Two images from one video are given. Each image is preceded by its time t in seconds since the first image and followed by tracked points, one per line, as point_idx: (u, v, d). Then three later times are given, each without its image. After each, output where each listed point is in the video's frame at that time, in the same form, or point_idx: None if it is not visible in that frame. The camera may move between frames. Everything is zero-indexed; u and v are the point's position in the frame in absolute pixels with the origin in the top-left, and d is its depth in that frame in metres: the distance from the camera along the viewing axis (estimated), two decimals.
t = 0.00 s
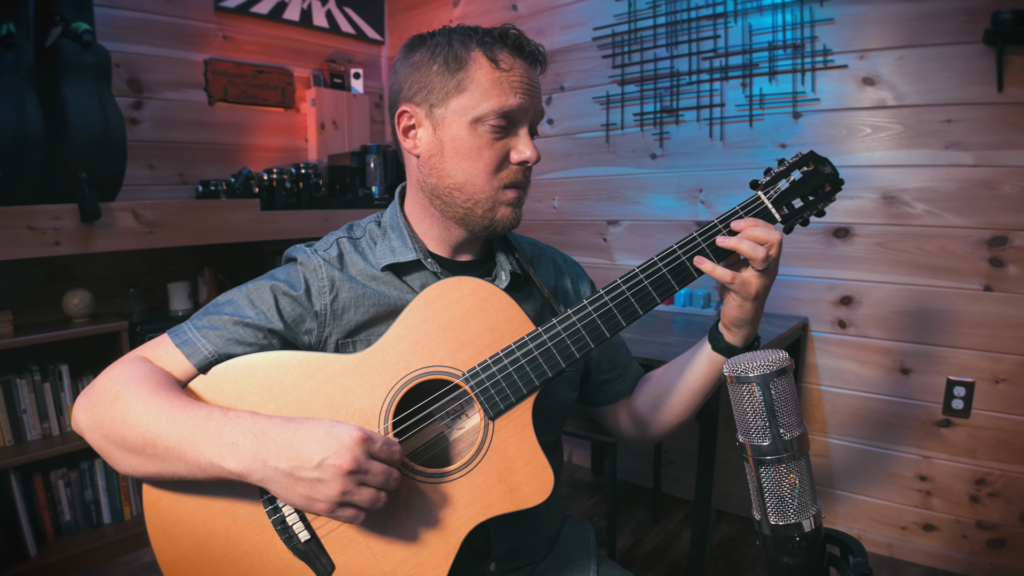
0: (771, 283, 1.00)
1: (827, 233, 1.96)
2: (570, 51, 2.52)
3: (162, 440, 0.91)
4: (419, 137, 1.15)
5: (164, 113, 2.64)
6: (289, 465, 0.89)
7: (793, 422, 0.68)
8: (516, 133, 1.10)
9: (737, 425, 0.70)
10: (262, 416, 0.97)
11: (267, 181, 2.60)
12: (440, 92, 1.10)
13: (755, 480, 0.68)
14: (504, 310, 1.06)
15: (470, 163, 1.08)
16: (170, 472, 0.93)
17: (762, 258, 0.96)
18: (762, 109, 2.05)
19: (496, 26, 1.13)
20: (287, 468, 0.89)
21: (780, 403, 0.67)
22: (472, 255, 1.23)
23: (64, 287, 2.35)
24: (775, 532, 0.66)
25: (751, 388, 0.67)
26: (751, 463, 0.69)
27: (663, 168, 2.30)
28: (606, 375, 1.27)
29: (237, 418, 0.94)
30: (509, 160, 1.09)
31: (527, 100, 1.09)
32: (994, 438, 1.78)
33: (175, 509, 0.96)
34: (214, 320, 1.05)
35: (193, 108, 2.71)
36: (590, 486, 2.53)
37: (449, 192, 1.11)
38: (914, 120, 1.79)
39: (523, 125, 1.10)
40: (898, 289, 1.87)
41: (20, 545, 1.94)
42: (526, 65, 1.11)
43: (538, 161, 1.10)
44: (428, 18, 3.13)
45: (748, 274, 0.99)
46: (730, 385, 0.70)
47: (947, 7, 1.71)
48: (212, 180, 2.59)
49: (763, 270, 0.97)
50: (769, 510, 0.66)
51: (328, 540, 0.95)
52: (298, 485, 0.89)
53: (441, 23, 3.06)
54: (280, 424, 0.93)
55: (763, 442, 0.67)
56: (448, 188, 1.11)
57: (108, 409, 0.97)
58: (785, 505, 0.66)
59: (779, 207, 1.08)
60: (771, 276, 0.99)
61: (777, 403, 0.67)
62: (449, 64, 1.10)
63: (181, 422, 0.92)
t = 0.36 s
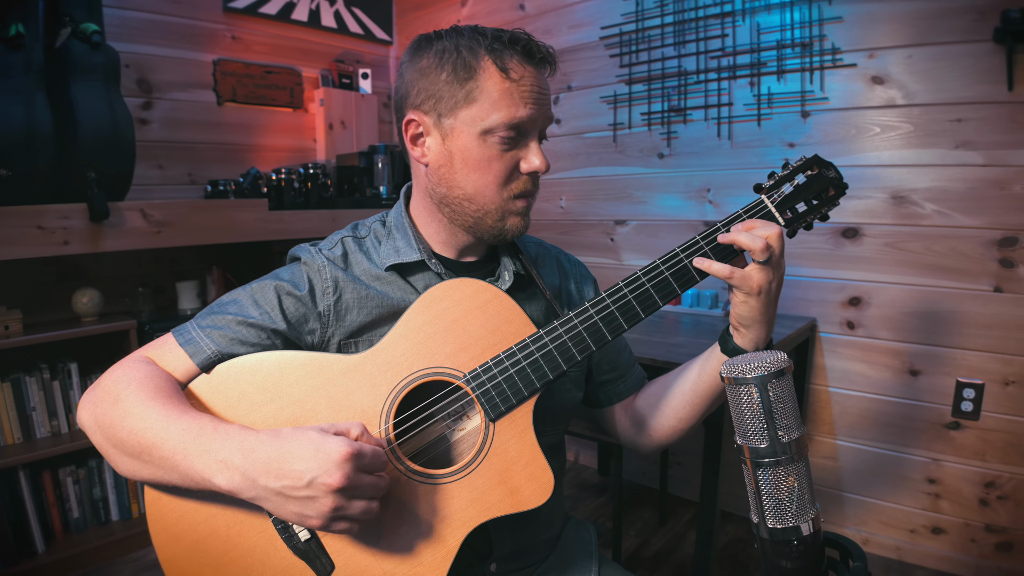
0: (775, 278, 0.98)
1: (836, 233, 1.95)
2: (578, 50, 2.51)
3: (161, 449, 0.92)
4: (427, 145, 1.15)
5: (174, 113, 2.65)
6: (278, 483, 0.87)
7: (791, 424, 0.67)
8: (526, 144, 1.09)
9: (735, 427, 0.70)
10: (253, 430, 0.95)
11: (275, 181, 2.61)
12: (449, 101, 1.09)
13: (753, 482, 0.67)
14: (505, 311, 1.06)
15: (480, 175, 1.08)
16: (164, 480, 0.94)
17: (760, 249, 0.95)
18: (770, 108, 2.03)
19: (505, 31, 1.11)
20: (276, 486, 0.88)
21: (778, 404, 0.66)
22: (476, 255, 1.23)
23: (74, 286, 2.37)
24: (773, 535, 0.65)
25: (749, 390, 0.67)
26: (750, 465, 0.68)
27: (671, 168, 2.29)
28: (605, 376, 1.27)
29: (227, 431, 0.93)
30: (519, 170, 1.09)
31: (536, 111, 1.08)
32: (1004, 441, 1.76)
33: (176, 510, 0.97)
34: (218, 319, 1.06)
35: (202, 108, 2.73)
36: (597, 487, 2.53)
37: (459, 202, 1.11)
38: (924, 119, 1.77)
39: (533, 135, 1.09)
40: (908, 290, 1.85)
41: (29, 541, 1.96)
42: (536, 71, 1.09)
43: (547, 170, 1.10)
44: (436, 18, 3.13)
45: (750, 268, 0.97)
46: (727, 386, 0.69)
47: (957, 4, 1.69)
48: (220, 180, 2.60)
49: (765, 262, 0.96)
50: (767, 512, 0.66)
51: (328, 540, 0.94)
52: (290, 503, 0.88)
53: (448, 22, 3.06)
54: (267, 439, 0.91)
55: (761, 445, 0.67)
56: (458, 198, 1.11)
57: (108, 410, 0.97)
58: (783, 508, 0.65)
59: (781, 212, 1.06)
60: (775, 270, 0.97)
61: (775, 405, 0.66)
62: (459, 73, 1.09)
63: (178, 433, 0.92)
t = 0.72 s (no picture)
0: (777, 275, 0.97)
1: (843, 233, 1.93)
2: (585, 50, 2.51)
3: (161, 447, 0.92)
4: (430, 153, 1.14)
5: (182, 113, 2.67)
6: (277, 477, 0.87)
7: (788, 426, 0.66)
8: (530, 146, 1.09)
9: (732, 429, 0.69)
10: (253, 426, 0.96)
11: (283, 181, 2.61)
12: (451, 109, 1.09)
13: (750, 484, 0.66)
14: (504, 311, 1.05)
15: (486, 181, 1.08)
16: (166, 476, 0.94)
17: (761, 246, 0.94)
18: (777, 107, 2.02)
19: (501, 32, 1.10)
20: (275, 481, 0.88)
21: (775, 406, 0.66)
22: (477, 255, 1.22)
23: (83, 285, 2.39)
24: (770, 538, 0.64)
25: (746, 391, 0.66)
26: (746, 467, 0.67)
27: (678, 167, 2.28)
28: (607, 375, 1.26)
29: (227, 427, 0.93)
30: (525, 172, 1.09)
31: (539, 113, 1.08)
32: (1013, 443, 1.74)
33: (177, 507, 0.97)
34: (218, 319, 1.07)
35: (210, 108, 2.75)
36: (603, 488, 2.52)
37: (466, 208, 1.11)
38: (933, 118, 1.75)
39: (535, 135, 1.10)
40: (917, 291, 1.83)
41: (37, 537, 1.98)
42: (535, 72, 1.09)
43: (552, 170, 1.10)
44: (443, 18, 3.14)
45: (750, 266, 0.96)
46: (724, 387, 0.68)
47: (966, 3, 1.67)
48: (228, 180, 2.61)
49: (766, 260, 0.95)
50: (764, 515, 0.65)
51: (327, 538, 0.94)
52: (289, 497, 0.88)
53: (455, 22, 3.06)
54: (266, 434, 0.91)
55: (758, 447, 0.66)
56: (465, 204, 1.10)
57: (111, 408, 0.98)
58: (780, 511, 0.65)
59: (784, 210, 1.05)
60: (776, 266, 0.97)
61: (772, 407, 0.65)
62: (459, 79, 1.08)
63: (177, 430, 0.92)
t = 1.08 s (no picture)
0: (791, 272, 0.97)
1: (852, 233, 1.91)
2: (593, 49, 2.50)
3: (164, 444, 0.92)
4: (424, 149, 1.15)
5: (191, 114, 2.68)
6: (277, 470, 0.88)
7: (786, 428, 0.65)
8: (522, 143, 1.08)
9: (730, 431, 0.68)
10: (255, 421, 0.96)
11: (291, 181, 2.62)
12: (442, 105, 1.09)
13: (747, 487, 0.65)
14: (505, 310, 1.05)
15: (477, 177, 1.07)
16: (167, 472, 0.95)
17: (773, 250, 0.93)
18: (786, 106, 2.00)
19: (495, 28, 1.09)
20: (273, 473, 0.88)
21: (773, 408, 0.64)
22: (478, 255, 1.22)
23: (93, 284, 2.41)
24: (767, 541, 0.64)
25: (743, 392, 0.65)
26: (744, 470, 0.66)
27: (686, 167, 2.27)
28: (619, 371, 1.24)
29: (227, 422, 0.93)
30: (517, 169, 1.08)
31: (531, 109, 1.06)
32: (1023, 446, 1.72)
33: (179, 503, 0.98)
34: (221, 317, 1.07)
35: (219, 108, 2.76)
36: (610, 488, 2.51)
37: (458, 204, 1.10)
38: (943, 117, 1.73)
39: (528, 132, 1.08)
40: (927, 292, 1.81)
41: (45, 534, 2.00)
42: (529, 67, 1.07)
43: (545, 167, 1.08)
44: (451, 18, 3.14)
45: (764, 268, 0.96)
46: (721, 389, 0.67)
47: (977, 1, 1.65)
48: (236, 180, 2.63)
49: (779, 261, 0.94)
50: (762, 518, 0.64)
51: (327, 536, 0.94)
52: (286, 490, 0.88)
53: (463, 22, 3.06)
54: (266, 428, 0.91)
55: (755, 449, 0.65)
56: (456, 201, 1.10)
57: (113, 405, 0.99)
58: (777, 514, 0.64)
59: (788, 209, 1.04)
60: (789, 265, 0.96)
61: (770, 408, 0.64)
62: (450, 75, 1.08)
63: (179, 426, 0.92)
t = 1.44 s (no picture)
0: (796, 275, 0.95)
1: (861, 233, 1.90)
2: (600, 48, 2.49)
3: (164, 441, 0.93)
4: (425, 169, 1.14)
5: (200, 114, 2.70)
6: (270, 470, 0.88)
7: (782, 429, 0.65)
8: (523, 143, 1.08)
9: (727, 433, 0.68)
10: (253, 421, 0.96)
11: (299, 181, 2.63)
12: (435, 124, 1.08)
13: (744, 490, 0.65)
14: (505, 309, 1.05)
15: (484, 189, 1.07)
16: (168, 469, 0.96)
17: (777, 253, 0.91)
18: (794, 105, 1.99)
19: (472, 35, 1.08)
20: (266, 473, 0.88)
21: (770, 409, 0.64)
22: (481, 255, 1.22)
23: (103, 283, 2.43)
24: (764, 544, 0.63)
25: (739, 394, 0.65)
26: (740, 471, 0.66)
27: (694, 166, 2.26)
28: (627, 369, 1.23)
29: (225, 421, 0.93)
30: (522, 170, 1.08)
31: (526, 109, 1.05)
32: None
33: (181, 500, 0.98)
34: (224, 316, 1.08)
35: (227, 109, 2.78)
36: (616, 489, 2.51)
37: (469, 218, 1.10)
38: (953, 116, 1.71)
39: (526, 133, 1.08)
40: (935, 293, 1.79)
41: (53, 531, 2.02)
42: (514, 67, 1.06)
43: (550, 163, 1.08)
44: (459, 18, 3.14)
45: (768, 272, 0.94)
46: (718, 390, 0.67)
47: None
48: (244, 180, 2.64)
49: (783, 265, 0.93)
50: (758, 521, 0.63)
51: (327, 534, 0.94)
52: (279, 490, 0.88)
53: (471, 22, 3.06)
54: (264, 427, 0.92)
55: (752, 451, 0.65)
56: (468, 215, 1.10)
57: (115, 402, 0.99)
58: (774, 517, 0.63)
59: (792, 209, 1.04)
60: (794, 267, 0.94)
61: (766, 409, 0.64)
62: (437, 93, 1.07)
63: (179, 424, 0.93)
